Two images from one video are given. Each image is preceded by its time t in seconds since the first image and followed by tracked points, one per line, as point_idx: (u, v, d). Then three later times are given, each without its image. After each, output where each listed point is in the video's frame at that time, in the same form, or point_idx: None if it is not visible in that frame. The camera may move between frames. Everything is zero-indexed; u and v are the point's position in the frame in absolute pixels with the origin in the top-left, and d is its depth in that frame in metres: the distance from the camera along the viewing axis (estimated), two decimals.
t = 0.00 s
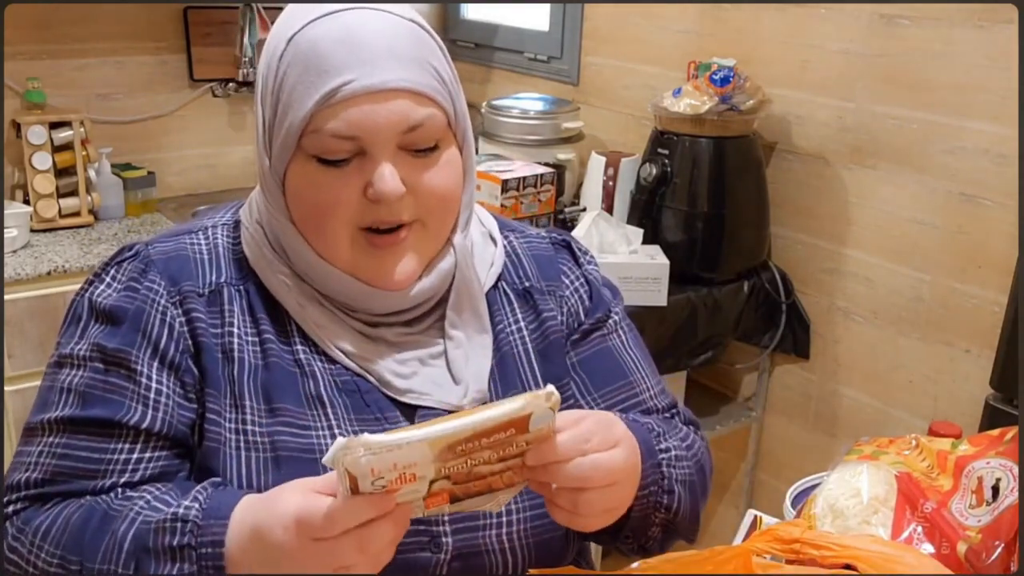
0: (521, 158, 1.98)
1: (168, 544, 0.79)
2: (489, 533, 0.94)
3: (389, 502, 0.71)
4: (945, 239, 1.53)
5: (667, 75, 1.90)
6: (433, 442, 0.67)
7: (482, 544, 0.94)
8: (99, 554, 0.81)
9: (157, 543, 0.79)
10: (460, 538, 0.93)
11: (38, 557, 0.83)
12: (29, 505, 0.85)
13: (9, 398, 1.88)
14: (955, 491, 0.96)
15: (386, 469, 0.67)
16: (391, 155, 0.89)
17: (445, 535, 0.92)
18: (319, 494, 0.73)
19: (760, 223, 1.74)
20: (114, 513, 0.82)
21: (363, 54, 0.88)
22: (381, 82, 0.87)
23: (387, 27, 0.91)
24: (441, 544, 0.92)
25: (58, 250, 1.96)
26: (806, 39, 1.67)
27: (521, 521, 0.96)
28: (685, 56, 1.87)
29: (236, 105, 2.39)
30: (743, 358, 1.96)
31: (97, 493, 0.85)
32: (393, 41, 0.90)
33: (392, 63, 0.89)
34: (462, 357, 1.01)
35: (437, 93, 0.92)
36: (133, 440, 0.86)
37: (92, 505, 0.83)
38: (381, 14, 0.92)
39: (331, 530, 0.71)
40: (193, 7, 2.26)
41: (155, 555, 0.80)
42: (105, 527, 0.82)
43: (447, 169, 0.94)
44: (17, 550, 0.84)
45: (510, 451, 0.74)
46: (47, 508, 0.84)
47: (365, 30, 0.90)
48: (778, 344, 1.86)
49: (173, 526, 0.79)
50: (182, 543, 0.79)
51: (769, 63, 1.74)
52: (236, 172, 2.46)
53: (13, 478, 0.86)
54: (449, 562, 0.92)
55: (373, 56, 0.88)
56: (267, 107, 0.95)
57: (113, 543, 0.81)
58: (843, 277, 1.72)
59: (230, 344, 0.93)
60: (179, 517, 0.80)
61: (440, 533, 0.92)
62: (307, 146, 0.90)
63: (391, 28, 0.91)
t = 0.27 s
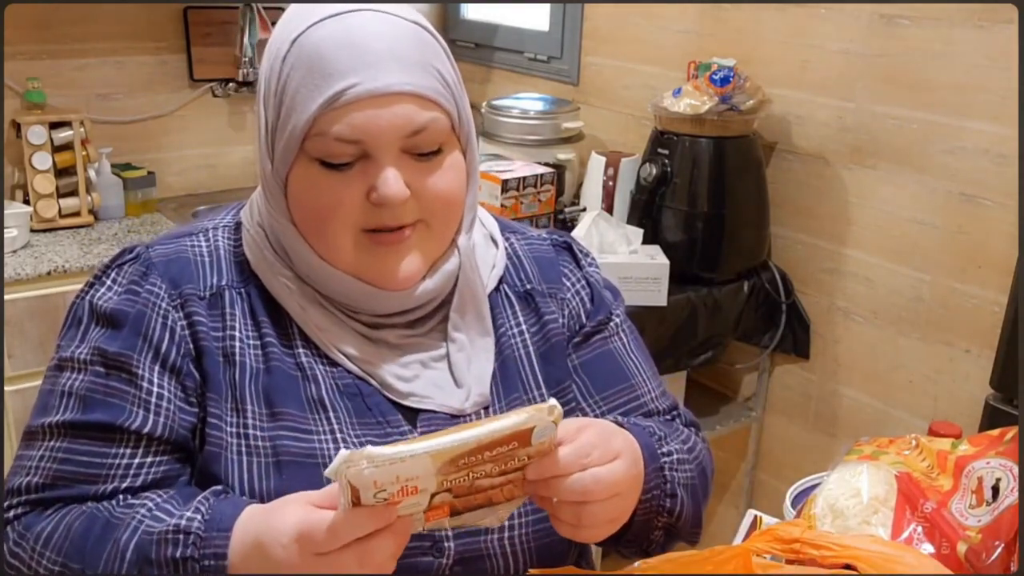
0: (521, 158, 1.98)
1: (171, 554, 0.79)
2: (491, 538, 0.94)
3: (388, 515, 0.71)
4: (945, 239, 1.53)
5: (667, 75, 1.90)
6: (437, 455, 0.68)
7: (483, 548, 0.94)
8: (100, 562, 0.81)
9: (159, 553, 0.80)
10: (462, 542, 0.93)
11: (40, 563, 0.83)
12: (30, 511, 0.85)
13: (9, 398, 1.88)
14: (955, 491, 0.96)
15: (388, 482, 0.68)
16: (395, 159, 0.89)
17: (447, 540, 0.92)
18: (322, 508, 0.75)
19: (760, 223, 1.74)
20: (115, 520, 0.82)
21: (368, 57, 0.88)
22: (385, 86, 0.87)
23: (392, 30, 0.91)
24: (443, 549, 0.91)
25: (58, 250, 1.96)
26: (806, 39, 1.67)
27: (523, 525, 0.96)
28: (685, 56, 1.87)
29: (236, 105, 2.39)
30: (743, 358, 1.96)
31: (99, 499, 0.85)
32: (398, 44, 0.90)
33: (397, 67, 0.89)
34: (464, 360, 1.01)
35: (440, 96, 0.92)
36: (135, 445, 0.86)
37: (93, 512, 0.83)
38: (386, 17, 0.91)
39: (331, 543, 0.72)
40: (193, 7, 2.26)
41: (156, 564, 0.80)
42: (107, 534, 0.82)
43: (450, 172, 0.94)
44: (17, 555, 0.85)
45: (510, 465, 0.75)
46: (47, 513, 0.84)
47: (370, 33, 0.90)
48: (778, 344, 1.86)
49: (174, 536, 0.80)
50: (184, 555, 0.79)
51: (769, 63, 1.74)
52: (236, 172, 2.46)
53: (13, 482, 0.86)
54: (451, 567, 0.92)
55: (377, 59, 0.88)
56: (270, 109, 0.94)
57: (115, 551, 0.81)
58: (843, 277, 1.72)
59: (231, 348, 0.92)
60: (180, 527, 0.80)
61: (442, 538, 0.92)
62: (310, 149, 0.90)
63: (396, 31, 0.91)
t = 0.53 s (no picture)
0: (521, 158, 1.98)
1: (162, 555, 0.79)
2: (492, 539, 0.94)
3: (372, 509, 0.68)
4: (945, 239, 1.53)
5: (667, 75, 1.90)
6: (426, 442, 0.67)
7: (486, 548, 0.94)
8: (93, 562, 0.80)
9: (151, 553, 0.79)
10: (465, 544, 0.93)
11: (35, 564, 0.83)
12: (27, 511, 0.85)
13: (8, 398, 1.88)
14: (955, 491, 0.96)
15: (376, 472, 0.66)
16: (397, 156, 0.89)
17: (451, 541, 0.92)
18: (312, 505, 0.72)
19: (760, 223, 1.74)
20: (110, 520, 0.82)
21: (371, 55, 0.88)
22: (389, 83, 0.87)
23: (396, 28, 0.91)
24: (447, 550, 0.91)
25: (58, 250, 1.96)
26: (806, 39, 1.67)
27: (527, 525, 0.96)
28: (685, 56, 1.87)
29: (236, 105, 2.39)
30: (743, 358, 1.96)
31: (96, 500, 0.84)
32: (402, 42, 0.90)
33: (400, 64, 0.89)
34: (467, 359, 1.01)
35: (444, 94, 0.92)
36: (133, 446, 0.86)
37: (89, 513, 0.83)
38: (390, 15, 0.92)
39: (314, 539, 0.69)
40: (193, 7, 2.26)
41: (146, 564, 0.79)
42: (100, 535, 0.81)
43: (453, 169, 0.94)
44: (15, 555, 0.85)
45: (499, 455, 0.74)
46: (43, 514, 0.84)
47: (374, 31, 0.90)
48: (778, 344, 1.86)
49: (167, 535, 0.79)
50: (175, 554, 0.78)
51: (769, 63, 1.74)
52: (236, 171, 2.46)
53: (12, 483, 0.86)
54: (454, 569, 0.92)
55: (381, 57, 0.88)
56: (272, 107, 0.94)
57: (108, 552, 0.80)
58: (843, 277, 1.72)
59: (233, 349, 0.92)
60: (173, 526, 0.79)
61: (446, 539, 0.91)
62: (313, 147, 0.90)
63: (400, 29, 0.91)
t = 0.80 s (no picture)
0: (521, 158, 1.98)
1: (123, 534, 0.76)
2: (508, 537, 0.94)
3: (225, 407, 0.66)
4: (945, 239, 1.53)
5: (667, 75, 1.90)
6: (271, 292, 0.69)
7: (502, 547, 0.94)
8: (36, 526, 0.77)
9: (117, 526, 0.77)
10: (481, 542, 0.93)
11: None
12: None
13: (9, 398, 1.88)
14: (955, 491, 0.96)
15: (221, 311, 0.68)
16: (381, 129, 0.90)
17: (467, 539, 0.92)
18: (179, 385, 0.64)
19: (760, 223, 1.74)
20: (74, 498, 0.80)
21: (354, 29, 0.89)
22: (370, 54, 0.88)
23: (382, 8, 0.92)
24: (463, 549, 0.91)
25: (58, 250, 1.96)
26: (806, 38, 1.67)
27: (542, 524, 0.96)
28: (685, 56, 1.87)
29: (236, 105, 2.39)
30: (743, 358, 1.96)
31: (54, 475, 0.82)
32: (386, 19, 0.91)
33: (383, 38, 0.90)
34: (479, 360, 0.98)
35: (431, 70, 0.93)
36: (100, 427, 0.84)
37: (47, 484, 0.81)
38: None
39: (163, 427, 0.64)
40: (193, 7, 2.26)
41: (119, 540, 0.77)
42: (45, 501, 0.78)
43: (444, 148, 0.94)
44: None
45: (363, 344, 0.74)
46: None
47: (359, 10, 0.91)
48: (778, 344, 1.86)
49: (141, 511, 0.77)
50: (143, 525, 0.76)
51: (769, 63, 1.74)
52: (236, 171, 2.46)
53: None
54: (470, 567, 0.92)
55: (364, 32, 0.89)
56: (264, 94, 0.95)
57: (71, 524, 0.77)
58: (843, 277, 1.72)
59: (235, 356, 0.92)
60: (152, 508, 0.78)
61: (461, 538, 0.91)
62: (300, 124, 0.91)
63: (387, 10, 0.92)
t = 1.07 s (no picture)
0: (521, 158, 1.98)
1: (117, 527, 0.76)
2: (516, 546, 0.93)
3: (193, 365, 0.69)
4: (945, 239, 1.53)
5: (666, 75, 1.90)
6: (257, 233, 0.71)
7: (511, 557, 0.93)
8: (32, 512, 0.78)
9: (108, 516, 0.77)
10: (490, 553, 0.92)
11: None
12: None
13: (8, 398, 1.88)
14: (955, 491, 0.96)
15: (201, 249, 0.69)
16: (390, 131, 0.89)
17: (476, 550, 0.91)
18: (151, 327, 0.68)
19: (760, 223, 1.74)
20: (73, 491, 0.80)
21: (365, 29, 0.89)
22: (380, 55, 0.88)
23: (394, 10, 0.92)
24: (472, 559, 0.90)
25: (58, 250, 1.96)
26: (806, 38, 1.67)
27: (550, 533, 0.95)
28: (685, 56, 1.87)
29: (236, 105, 2.39)
30: (743, 358, 1.96)
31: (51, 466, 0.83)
32: (397, 20, 0.91)
33: (394, 39, 0.90)
34: (489, 364, 0.98)
35: (441, 72, 0.93)
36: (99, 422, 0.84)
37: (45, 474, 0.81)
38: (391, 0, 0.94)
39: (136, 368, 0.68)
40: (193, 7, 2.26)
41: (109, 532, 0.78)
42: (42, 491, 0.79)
43: (454, 150, 0.93)
44: None
45: (338, 297, 0.72)
46: None
47: (371, 11, 0.91)
48: (778, 344, 1.86)
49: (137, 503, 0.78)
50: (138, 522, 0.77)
51: (769, 62, 1.74)
52: (236, 171, 2.46)
53: None
54: None
55: (375, 32, 0.89)
56: (276, 96, 0.96)
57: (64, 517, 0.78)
58: (843, 277, 1.72)
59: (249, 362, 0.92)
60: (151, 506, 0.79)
61: (471, 548, 0.90)
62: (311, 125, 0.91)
63: (398, 11, 0.93)
